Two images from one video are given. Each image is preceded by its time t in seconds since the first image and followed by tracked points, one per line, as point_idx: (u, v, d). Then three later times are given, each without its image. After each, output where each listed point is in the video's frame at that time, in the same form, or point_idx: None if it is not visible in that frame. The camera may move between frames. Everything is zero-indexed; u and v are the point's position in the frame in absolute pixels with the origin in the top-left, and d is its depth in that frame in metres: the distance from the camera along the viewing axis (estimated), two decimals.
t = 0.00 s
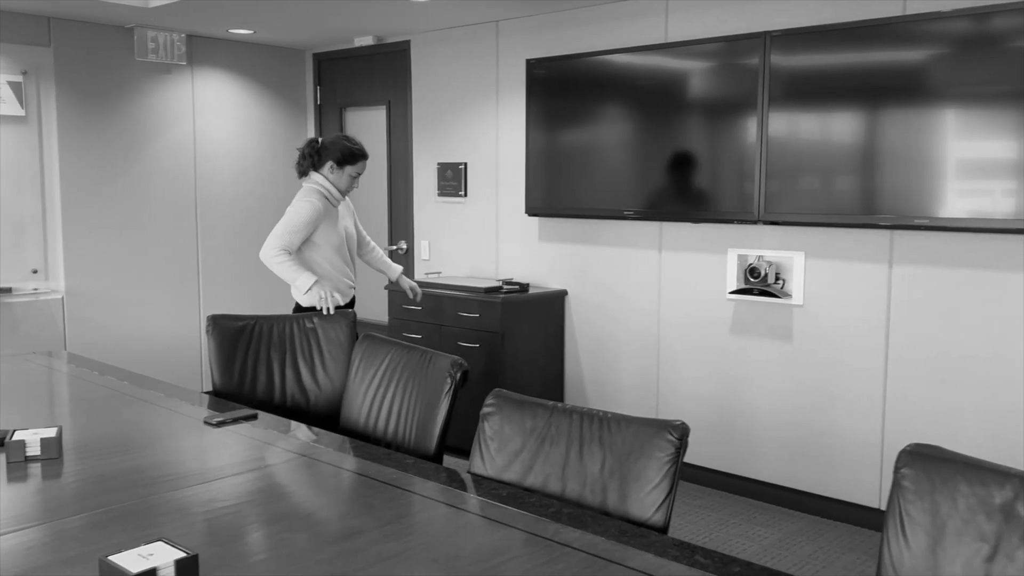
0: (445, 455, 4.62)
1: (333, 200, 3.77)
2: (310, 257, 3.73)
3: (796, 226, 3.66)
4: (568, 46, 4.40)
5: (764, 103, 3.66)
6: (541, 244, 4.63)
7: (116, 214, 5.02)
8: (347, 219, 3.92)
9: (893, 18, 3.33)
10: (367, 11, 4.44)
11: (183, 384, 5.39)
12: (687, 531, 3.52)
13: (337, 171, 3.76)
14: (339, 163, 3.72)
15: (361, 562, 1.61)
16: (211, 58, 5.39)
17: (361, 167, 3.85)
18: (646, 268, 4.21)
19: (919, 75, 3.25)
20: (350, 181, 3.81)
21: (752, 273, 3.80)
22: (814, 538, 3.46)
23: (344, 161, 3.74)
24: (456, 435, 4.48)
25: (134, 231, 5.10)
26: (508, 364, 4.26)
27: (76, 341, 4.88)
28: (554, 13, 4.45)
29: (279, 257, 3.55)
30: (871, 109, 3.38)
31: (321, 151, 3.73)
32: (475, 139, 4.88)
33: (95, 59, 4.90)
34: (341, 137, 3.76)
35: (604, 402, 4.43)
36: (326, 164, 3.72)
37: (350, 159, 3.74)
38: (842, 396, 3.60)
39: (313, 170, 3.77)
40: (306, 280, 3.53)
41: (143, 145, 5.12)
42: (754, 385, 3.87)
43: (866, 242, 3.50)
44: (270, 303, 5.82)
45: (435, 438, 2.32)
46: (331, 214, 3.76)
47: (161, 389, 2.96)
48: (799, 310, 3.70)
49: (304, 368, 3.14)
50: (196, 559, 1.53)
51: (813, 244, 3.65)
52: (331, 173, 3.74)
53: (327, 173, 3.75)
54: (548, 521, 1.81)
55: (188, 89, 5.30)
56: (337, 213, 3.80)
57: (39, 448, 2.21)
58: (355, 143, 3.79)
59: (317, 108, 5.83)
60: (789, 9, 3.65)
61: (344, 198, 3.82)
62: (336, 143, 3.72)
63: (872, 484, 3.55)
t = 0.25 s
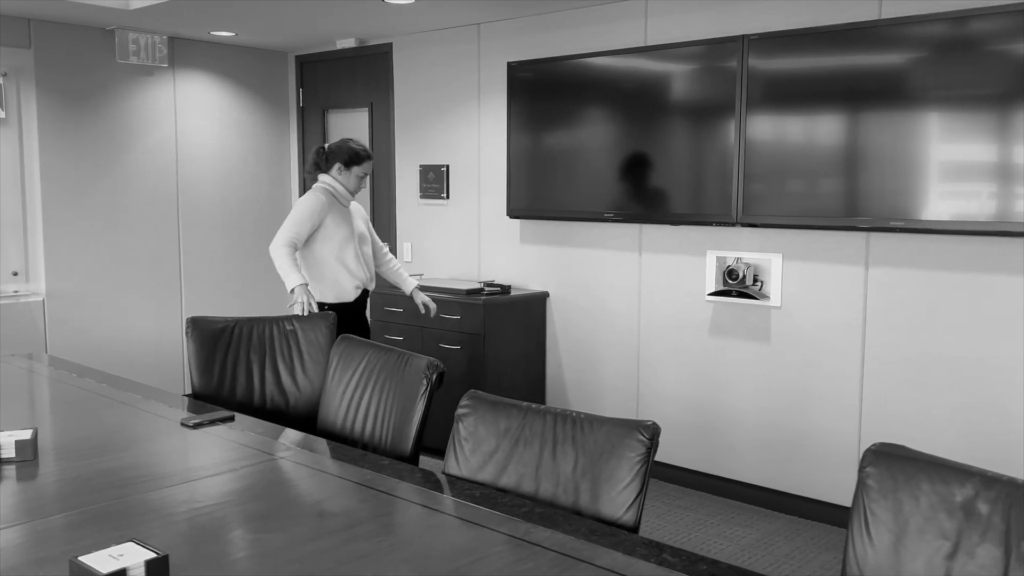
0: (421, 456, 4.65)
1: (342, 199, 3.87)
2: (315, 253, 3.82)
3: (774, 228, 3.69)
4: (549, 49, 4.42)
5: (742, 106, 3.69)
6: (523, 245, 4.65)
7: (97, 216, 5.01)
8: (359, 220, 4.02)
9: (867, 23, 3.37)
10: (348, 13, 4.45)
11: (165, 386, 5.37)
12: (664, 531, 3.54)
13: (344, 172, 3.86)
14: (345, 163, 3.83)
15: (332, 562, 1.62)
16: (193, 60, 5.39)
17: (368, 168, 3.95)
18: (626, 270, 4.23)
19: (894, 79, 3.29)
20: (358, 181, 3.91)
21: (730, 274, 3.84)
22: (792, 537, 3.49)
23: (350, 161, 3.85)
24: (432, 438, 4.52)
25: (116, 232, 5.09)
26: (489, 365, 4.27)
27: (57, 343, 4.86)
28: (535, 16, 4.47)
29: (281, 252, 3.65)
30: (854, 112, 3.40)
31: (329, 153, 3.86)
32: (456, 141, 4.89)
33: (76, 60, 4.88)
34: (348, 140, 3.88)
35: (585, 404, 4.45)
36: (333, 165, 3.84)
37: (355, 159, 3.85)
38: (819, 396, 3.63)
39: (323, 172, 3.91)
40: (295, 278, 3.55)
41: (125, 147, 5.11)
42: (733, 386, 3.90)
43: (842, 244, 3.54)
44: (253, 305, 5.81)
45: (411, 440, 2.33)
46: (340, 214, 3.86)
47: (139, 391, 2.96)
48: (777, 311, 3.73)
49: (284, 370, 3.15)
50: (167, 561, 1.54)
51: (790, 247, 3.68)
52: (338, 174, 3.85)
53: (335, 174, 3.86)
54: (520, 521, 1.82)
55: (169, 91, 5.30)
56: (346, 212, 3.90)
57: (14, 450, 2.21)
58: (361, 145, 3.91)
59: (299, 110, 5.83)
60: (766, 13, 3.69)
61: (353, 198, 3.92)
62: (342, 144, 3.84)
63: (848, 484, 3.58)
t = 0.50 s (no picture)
0: (390, 451, 4.68)
1: (341, 198, 3.88)
2: (312, 251, 3.84)
3: (748, 228, 3.74)
4: (527, 50, 4.45)
5: (718, 108, 3.73)
6: (502, 246, 4.67)
7: (76, 217, 5.00)
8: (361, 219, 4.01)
9: (838, 26, 3.42)
10: (326, 14, 4.46)
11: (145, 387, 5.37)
12: (636, 531, 3.56)
13: (343, 172, 3.85)
14: (343, 163, 3.82)
15: (294, 559, 1.64)
16: (172, 61, 5.39)
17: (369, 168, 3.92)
18: (603, 270, 4.26)
19: (865, 81, 3.34)
20: (358, 181, 3.89)
21: (704, 275, 3.88)
22: (765, 535, 3.53)
23: (347, 161, 3.82)
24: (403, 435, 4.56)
25: (95, 233, 5.09)
26: (467, 366, 4.29)
27: (35, 344, 4.85)
28: (513, 18, 4.50)
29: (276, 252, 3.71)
30: (836, 114, 3.42)
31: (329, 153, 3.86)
32: (435, 142, 4.91)
33: (54, 61, 4.88)
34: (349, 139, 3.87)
35: (563, 403, 4.48)
36: (332, 164, 3.84)
37: (352, 159, 3.82)
38: (792, 395, 3.68)
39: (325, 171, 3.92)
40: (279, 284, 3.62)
41: (104, 147, 5.10)
42: (708, 385, 3.93)
43: (814, 245, 3.58)
44: (234, 305, 5.82)
45: (382, 439, 2.35)
46: (339, 213, 3.87)
47: (113, 391, 2.96)
48: (751, 311, 3.78)
49: (259, 371, 3.17)
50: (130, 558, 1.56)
51: (764, 247, 3.73)
52: (338, 173, 3.85)
53: (334, 173, 3.86)
54: (484, 518, 1.84)
55: (148, 91, 5.29)
56: (346, 211, 3.90)
57: None
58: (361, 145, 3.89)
59: (279, 111, 5.84)
60: (740, 16, 3.74)
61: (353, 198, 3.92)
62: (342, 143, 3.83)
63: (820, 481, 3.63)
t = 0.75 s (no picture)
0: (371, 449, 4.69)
1: (336, 199, 3.88)
2: (303, 248, 3.83)
3: (725, 227, 3.78)
4: (509, 49, 4.48)
5: (696, 108, 3.76)
6: (484, 245, 4.70)
7: (58, 216, 4.99)
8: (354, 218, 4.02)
9: (813, 26, 3.46)
10: (308, 13, 4.47)
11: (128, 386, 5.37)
12: (613, 528, 3.57)
13: (338, 171, 3.86)
14: (337, 163, 3.83)
15: (262, 553, 1.66)
16: (154, 60, 5.39)
17: (363, 168, 3.93)
18: (583, 269, 4.30)
19: (840, 81, 3.38)
20: (352, 181, 3.90)
21: (683, 273, 3.93)
22: (742, 530, 3.56)
23: (342, 161, 3.83)
24: (378, 432, 4.59)
25: (77, 232, 5.08)
26: (449, 364, 4.31)
27: (17, 343, 4.84)
28: (495, 17, 4.52)
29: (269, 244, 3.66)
30: (820, 113, 3.44)
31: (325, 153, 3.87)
32: (417, 140, 4.93)
33: (35, 60, 4.87)
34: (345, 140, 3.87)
35: (545, 401, 4.51)
36: (327, 164, 3.85)
37: (347, 159, 3.83)
38: (769, 392, 3.72)
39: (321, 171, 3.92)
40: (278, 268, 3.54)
41: (86, 146, 5.10)
42: (686, 382, 3.97)
43: (791, 244, 3.63)
44: (218, 304, 5.82)
45: (357, 436, 2.37)
46: (333, 212, 3.87)
47: (91, 389, 2.97)
48: (729, 309, 3.82)
49: (238, 369, 3.18)
50: (98, 553, 1.58)
51: (742, 245, 3.77)
52: (333, 173, 3.85)
53: (329, 173, 3.87)
54: (453, 512, 1.87)
55: (130, 90, 5.29)
56: (339, 212, 3.90)
57: None
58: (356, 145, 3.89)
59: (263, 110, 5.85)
60: (717, 16, 3.78)
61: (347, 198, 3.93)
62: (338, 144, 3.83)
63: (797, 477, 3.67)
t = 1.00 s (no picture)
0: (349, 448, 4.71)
1: (323, 200, 3.87)
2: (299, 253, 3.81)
3: (700, 227, 3.83)
4: (487, 50, 4.50)
5: (670, 109, 3.80)
6: (463, 245, 4.73)
7: (35, 216, 4.98)
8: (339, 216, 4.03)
9: (785, 29, 3.50)
10: (286, 14, 4.48)
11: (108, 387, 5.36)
12: (586, 527, 3.62)
13: (323, 172, 3.85)
14: (323, 164, 3.81)
15: (227, 552, 1.67)
16: (132, 60, 5.38)
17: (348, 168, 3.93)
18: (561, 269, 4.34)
19: (811, 83, 3.43)
20: (336, 180, 3.90)
21: (658, 273, 3.97)
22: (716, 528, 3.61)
23: (327, 162, 3.82)
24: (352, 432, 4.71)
25: (55, 233, 5.07)
26: (427, 365, 4.32)
27: None
28: (473, 18, 4.55)
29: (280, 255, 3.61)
30: (800, 114, 3.46)
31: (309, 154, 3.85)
32: (396, 141, 4.95)
33: (11, 60, 4.84)
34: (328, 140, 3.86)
35: (523, 400, 4.55)
36: (311, 165, 3.83)
37: (332, 160, 3.82)
38: (743, 390, 3.78)
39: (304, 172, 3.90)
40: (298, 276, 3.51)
41: (63, 147, 5.08)
42: (663, 382, 4.03)
43: (764, 244, 3.68)
44: (198, 305, 5.83)
45: (327, 435, 2.38)
46: (323, 214, 3.86)
47: (64, 390, 2.97)
48: (703, 308, 3.87)
49: (212, 370, 3.20)
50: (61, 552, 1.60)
51: (717, 245, 3.82)
52: (317, 174, 3.84)
53: (313, 174, 3.85)
54: (419, 510, 1.88)
55: (107, 90, 5.28)
56: (327, 213, 3.91)
57: None
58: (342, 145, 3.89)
59: (242, 110, 5.84)
60: (692, 19, 3.82)
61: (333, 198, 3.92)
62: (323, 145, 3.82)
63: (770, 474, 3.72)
